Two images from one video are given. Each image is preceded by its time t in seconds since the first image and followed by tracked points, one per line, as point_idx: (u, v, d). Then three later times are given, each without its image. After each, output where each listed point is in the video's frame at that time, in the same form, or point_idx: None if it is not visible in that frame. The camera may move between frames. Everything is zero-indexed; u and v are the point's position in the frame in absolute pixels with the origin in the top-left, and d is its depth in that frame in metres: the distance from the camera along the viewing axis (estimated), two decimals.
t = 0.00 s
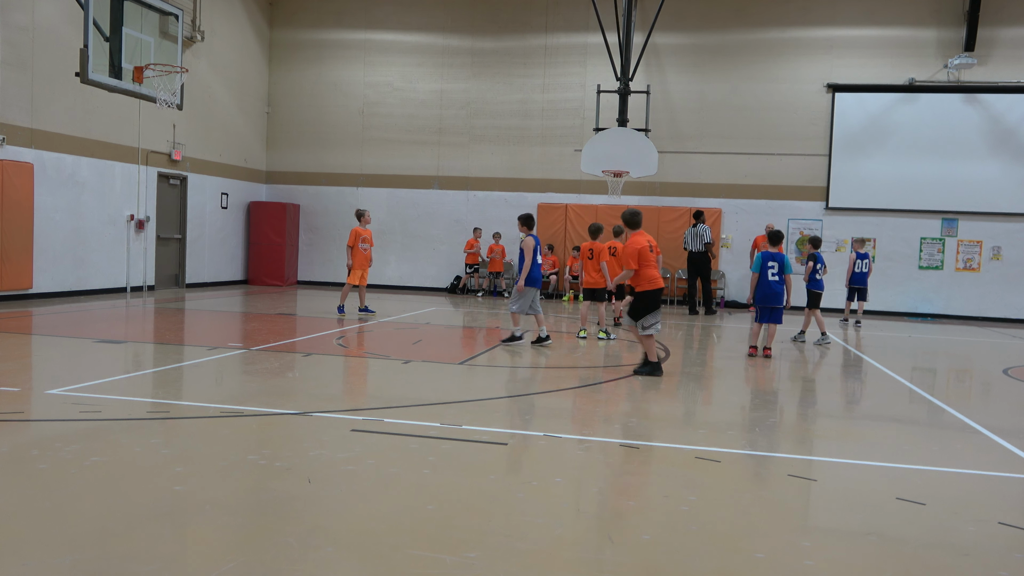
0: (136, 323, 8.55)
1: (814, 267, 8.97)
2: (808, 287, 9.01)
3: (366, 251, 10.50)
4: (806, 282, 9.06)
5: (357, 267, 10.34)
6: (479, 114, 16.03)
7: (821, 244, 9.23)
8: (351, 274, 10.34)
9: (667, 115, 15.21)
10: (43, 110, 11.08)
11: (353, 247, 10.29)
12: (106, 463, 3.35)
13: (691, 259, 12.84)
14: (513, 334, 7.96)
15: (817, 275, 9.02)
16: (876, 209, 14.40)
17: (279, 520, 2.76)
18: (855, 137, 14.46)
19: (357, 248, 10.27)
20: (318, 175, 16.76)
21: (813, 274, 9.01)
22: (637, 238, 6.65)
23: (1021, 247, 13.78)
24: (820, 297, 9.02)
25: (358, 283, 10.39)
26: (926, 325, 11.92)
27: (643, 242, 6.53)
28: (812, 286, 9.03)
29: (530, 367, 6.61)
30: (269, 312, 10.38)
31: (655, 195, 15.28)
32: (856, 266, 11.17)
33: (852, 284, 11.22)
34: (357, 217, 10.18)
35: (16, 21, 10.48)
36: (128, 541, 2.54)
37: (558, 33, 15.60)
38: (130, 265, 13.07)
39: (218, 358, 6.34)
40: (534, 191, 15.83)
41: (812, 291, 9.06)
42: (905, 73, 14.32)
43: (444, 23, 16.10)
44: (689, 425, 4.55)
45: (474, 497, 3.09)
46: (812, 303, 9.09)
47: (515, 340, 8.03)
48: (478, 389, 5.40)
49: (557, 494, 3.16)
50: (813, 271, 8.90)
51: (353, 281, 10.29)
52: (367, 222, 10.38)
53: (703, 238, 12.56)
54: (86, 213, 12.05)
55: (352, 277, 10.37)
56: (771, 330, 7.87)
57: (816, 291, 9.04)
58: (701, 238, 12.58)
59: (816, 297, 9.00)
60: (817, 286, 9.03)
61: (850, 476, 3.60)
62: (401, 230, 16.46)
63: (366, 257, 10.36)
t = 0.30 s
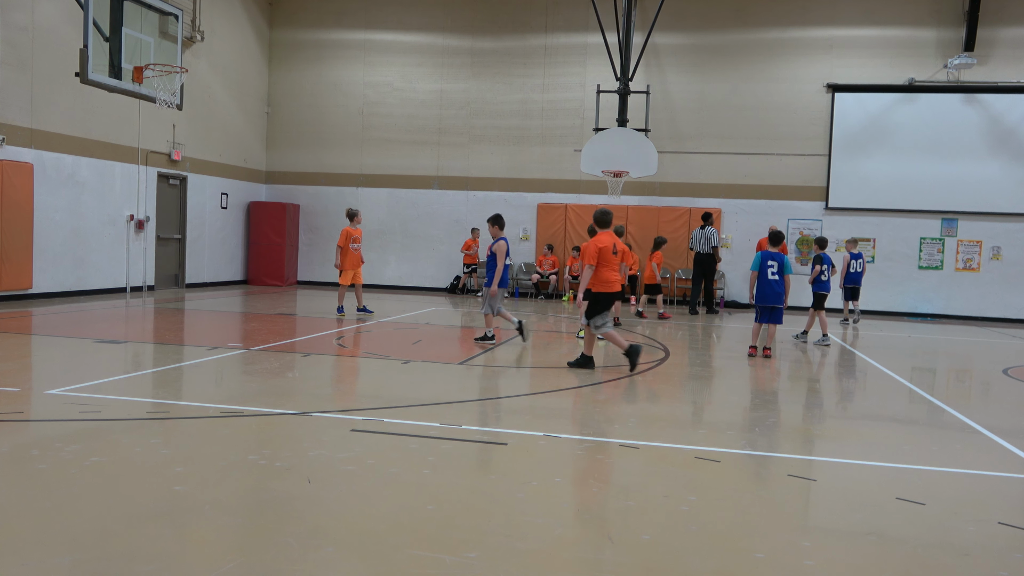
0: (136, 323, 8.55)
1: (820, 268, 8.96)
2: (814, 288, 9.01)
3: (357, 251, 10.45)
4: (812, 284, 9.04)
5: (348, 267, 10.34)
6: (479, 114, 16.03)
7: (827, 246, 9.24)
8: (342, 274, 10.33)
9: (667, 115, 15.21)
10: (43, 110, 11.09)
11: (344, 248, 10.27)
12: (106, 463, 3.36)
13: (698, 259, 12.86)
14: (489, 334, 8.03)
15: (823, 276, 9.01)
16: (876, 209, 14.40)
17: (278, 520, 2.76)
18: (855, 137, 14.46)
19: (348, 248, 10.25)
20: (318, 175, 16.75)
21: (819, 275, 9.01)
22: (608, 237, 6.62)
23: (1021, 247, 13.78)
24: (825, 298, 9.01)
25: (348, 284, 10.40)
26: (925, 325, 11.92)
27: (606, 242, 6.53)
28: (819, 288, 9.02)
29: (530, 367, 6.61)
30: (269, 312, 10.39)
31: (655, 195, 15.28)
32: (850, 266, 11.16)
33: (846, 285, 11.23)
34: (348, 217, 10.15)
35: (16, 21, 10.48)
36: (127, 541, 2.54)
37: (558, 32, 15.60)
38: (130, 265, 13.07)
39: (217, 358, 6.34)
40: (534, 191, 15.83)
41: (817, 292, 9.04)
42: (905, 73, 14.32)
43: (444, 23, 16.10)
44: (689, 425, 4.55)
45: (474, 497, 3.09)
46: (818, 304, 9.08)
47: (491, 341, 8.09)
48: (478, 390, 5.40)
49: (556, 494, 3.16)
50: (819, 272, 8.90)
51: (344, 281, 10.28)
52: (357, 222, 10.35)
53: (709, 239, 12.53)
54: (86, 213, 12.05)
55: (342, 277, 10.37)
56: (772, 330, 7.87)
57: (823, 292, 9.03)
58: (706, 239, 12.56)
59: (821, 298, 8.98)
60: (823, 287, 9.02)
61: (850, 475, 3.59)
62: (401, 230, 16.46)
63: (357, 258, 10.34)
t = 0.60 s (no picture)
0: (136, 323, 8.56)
1: (824, 269, 8.97)
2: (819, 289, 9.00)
3: (357, 251, 10.44)
4: (817, 284, 9.04)
5: (349, 268, 10.33)
6: (479, 114, 16.03)
7: (831, 246, 9.23)
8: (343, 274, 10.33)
9: (667, 115, 15.21)
10: (43, 111, 11.09)
11: (345, 248, 10.24)
12: (106, 463, 3.36)
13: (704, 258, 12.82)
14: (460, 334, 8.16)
15: (828, 276, 9.00)
16: (876, 209, 14.40)
17: (278, 520, 2.76)
18: (855, 137, 14.46)
19: (348, 248, 10.22)
20: (318, 175, 16.75)
21: (824, 276, 9.01)
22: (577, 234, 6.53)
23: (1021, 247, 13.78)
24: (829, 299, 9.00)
25: (350, 284, 10.43)
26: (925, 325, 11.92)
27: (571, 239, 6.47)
28: (824, 288, 9.02)
29: (529, 367, 6.61)
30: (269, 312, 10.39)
31: (655, 195, 15.28)
32: (847, 265, 11.13)
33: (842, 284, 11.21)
34: (348, 217, 10.13)
35: (16, 21, 10.48)
36: (127, 541, 2.54)
37: (557, 32, 15.60)
38: (130, 266, 13.07)
39: (217, 358, 6.34)
40: (534, 191, 15.83)
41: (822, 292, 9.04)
42: (905, 73, 14.32)
43: (444, 23, 16.10)
44: (689, 425, 4.55)
45: (474, 497, 3.09)
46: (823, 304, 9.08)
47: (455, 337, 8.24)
48: (478, 390, 5.40)
49: (556, 494, 3.16)
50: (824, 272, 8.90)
51: (344, 281, 10.29)
52: (357, 222, 10.34)
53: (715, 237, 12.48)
54: (86, 214, 12.05)
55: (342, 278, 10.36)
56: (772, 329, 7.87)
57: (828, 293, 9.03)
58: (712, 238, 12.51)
59: (825, 298, 8.98)
60: (828, 288, 9.01)
61: (850, 476, 3.60)
62: (401, 230, 16.46)
63: (357, 258, 10.34)
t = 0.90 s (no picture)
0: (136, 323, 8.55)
1: (828, 269, 8.94)
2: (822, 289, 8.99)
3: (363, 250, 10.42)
4: (821, 284, 9.03)
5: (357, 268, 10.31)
6: (479, 114, 16.03)
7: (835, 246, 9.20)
8: (350, 275, 10.33)
9: (667, 115, 15.21)
10: (43, 110, 11.08)
11: (354, 249, 10.19)
12: (106, 463, 3.36)
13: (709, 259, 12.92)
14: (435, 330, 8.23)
15: (831, 276, 8.98)
16: (876, 209, 14.40)
17: (279, 520, 2.76)
18: (855, 137, 14.46)
19: (356, 249, 10.20)
20: (318, 175, 16.76)
21: (828, 276, 8.99)
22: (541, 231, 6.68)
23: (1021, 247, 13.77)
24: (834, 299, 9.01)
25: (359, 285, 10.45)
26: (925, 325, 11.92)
27: (535, 236, 6.56)
28: (828, 289, 9.01)
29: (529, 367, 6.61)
30: (269, 312, 10.39)
31: (655, 195, 15.29)
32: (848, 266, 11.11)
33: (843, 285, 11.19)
34: (355, 217, 10.09)
35: (16, 21, 10.48)
36: (127, 540, 2.54)
37: (558, 33, 15.61)
38: (130, 266, 13.07)
39: (218, 358, 6.34)
40: (534, 191, 15.83)
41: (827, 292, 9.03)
42: (905, 73, 14.32)
43: (444, 23, 16.10)
44: (689, 425, 4.55)
45: (474, 497, 3.09)
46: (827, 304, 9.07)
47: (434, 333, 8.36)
48: (478, 389, 5.41)
49: (557, 494, 3.16)
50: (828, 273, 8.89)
51: (352, 282, 10.30)
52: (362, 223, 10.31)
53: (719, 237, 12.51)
54: (86, 214, 12.05)
55: (350, 279, 10.36)
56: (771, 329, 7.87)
57: (832, 294, 9.02)
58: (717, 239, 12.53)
59: (830, 299, 8.99)
60: (832, 288, 8.99)
61: (850, 476, 3.60)
62: (401, 230, 16.46)
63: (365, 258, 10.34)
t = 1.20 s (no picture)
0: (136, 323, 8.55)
1: (832, 269, 8.92)
2: (828, 289, 8.97)
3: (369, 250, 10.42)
4: (826, 284, 9.02)
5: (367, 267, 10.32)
6: (479, 114, 16.03)
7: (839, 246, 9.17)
8: (362, 275, 10.33)
9: (667, 115, 15.21)
10: (43, 110, 11.08)
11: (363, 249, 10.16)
12: (106, 463, 3.35)
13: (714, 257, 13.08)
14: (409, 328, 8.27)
15: (836, 275, 8.95)
16: (876, 210, 14.40)
17: (279, 520, 2.76)
18: (855, 137, 14.46)
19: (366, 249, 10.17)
20: (318, 175, 16.76)
21: (832, 276, 8.96)
22: (508, 231, 6.71)
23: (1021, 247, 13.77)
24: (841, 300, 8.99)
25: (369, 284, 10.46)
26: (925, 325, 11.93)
27: (503, 236, 6.59)
28: (833, 288, 9.00)
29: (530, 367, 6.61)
30: (269, 312, 10.39)
31: (656, 195, 15.29)
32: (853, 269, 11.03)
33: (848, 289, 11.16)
34: (360, 218, 10.08)
35: (16, 21, 10.48)
36: (127, 541, 2.54)
37: (558, 33, 15.61)
38: (130, 266, 13.06)
39: (218, 358, 6.34)
40: (534, 191, 15.83)
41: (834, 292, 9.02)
42: (905, 73, 14.32)
43: (444, 23, 16.10)
44: (689, 425, 4.55)
45: (474, 497, 3.09)
46: (831, 304, 9.05)
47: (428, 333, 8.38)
48: (478, 390, 5.40)
49: (557, 494, 3.16)
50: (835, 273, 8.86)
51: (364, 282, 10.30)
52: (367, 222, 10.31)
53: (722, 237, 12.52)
54: (86, 213, 12.05)
55: (361, 279, 10.36)
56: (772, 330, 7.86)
57: (838, 293, 9.01)
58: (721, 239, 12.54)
59: (837, 298, 8.98)
60: (837, 287, 8.96)
61: (850, 476, 3.60)
62: (401, 230, 16.46)
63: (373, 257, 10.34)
